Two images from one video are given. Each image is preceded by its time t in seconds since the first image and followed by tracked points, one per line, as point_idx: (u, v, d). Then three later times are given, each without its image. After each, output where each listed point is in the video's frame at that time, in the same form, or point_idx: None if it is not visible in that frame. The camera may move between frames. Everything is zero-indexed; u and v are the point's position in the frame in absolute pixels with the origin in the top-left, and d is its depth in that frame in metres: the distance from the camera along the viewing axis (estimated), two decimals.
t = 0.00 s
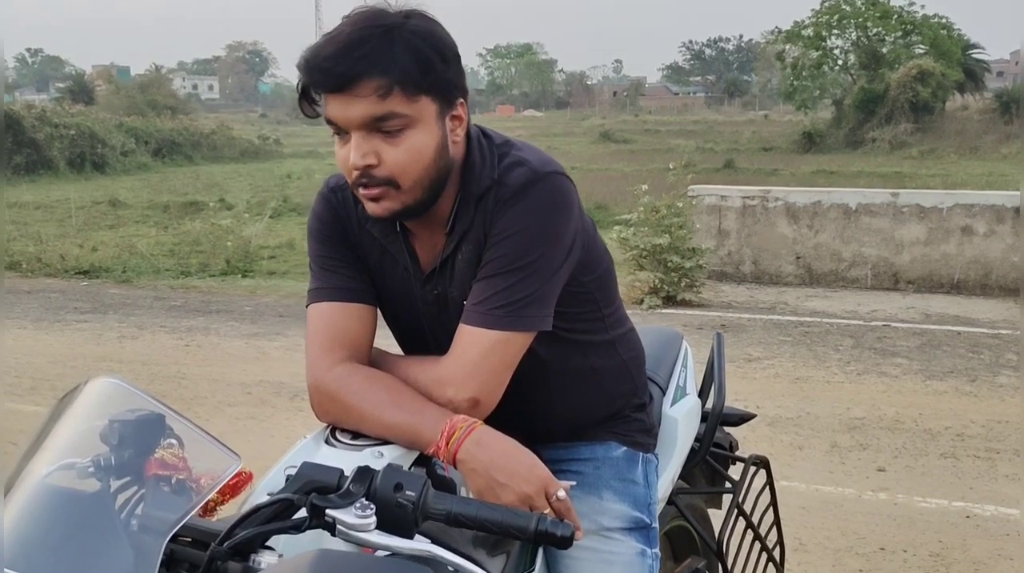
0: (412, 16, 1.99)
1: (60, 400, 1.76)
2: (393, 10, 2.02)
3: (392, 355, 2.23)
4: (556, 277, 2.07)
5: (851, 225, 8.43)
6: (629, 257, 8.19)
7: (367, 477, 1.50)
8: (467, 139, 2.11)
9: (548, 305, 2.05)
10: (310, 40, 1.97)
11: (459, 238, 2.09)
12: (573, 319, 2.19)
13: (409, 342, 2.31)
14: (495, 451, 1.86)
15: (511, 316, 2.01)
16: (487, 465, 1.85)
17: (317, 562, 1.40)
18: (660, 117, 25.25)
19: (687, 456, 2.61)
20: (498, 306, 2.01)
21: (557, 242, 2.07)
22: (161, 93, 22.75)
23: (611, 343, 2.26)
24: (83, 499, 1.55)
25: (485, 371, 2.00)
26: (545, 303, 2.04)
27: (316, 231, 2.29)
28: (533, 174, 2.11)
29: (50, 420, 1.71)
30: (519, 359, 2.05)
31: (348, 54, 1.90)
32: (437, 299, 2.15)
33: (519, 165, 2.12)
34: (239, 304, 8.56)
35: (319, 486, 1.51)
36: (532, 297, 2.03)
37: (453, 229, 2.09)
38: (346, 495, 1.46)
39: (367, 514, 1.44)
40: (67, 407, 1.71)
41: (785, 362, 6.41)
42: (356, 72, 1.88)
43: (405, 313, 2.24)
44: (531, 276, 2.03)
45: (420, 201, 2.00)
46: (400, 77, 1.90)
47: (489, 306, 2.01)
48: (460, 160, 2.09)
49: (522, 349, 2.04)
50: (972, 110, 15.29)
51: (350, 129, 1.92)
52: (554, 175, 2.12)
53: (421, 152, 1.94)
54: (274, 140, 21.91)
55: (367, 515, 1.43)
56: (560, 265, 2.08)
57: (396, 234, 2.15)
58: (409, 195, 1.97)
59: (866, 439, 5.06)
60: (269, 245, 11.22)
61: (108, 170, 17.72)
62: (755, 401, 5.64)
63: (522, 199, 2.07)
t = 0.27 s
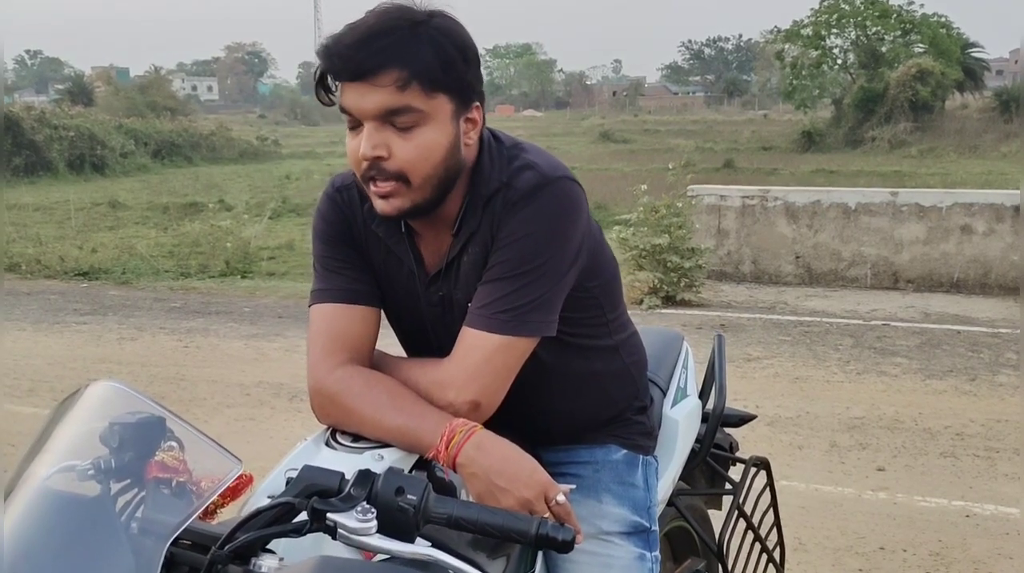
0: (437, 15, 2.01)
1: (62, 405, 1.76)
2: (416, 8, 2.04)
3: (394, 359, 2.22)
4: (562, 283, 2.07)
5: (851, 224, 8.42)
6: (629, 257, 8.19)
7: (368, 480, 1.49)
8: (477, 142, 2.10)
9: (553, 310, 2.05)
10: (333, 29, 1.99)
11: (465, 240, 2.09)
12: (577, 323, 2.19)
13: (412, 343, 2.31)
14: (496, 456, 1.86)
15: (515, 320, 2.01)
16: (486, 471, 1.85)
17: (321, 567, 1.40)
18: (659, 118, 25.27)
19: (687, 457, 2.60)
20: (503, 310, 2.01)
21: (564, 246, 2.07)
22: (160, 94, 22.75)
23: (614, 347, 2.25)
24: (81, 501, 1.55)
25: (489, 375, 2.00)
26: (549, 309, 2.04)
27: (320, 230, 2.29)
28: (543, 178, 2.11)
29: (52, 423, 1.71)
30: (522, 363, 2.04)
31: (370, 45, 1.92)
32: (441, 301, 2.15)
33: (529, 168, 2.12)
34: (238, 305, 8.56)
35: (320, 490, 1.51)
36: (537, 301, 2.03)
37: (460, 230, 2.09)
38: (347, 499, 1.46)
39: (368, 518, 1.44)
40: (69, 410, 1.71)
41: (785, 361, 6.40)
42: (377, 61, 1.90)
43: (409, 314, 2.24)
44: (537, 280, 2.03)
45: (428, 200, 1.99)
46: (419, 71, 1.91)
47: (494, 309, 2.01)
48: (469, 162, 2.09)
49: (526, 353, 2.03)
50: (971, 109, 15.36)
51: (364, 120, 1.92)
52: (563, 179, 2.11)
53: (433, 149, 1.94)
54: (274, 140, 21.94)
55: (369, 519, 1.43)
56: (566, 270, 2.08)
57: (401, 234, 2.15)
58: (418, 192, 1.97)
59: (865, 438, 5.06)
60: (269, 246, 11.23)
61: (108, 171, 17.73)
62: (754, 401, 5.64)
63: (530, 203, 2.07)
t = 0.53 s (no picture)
0: (459, 22, 2.01)
1: (61, 415, 1.77)
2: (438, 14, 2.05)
3: (396, 366, 2.22)
4: (567, 294, 2.08)
5: (849, 226, 8.42)
6: (628, 260, 8.20)
7: (369, 489, 1.50)
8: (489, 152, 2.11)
9: (558, 322, 2.06)
10: (356, 33, 2.00)
11: (473, 248, 2.09)
12: (581, 333, 2.20)
13: (415, 350, 2.31)
14: (497, 464, 1.86)
15: (520, 331, 2.01)
16: (487, 479, 1.86)
17: None
18: (658, 120, 25.36)
19: (687, 462, 2.61)
20: (508, 320, 2.01)
21: (572, 258, 2.08)
22: (160, 98, 22.77)
23: (617, 357, 2.26)
24: (82, 511, 1.55)
25: (492, 384, 2.00)
26: (553, 320, 2.05)
27: (326, 234, 2.29)
28: (553, 189, 2.11)
29: (53, 433, 1.72)
30: (525, 373, 2.05)
31: (393, 49, 1.93)
32: (446, 308, 2.15)
33: (539, 180, 2.13)
34: (238, 309, 8.56)
35: (321, 499, 1.51)
36: (542, 312, 2.04)
37: (467, 239, 2.09)
38: (348, 508, 1.46)
39: (369, 527, 1.44)
40: (68, 421, 1.72)
41: (784, 364, 6.40)
42: (399, 67, 1.91)
43: (413, 320, 2.24)
44: (543, 291, 2.04)
45: (440, 209, 1.99)
46: (441, 78, 1.92)
47: (499, 319, 2.01)
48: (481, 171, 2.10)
49: (529, 364, 2.04)
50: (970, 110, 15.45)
51: (381, 126, 1.93)
52: (573, 192, 2.12)
53: (448, 158, 1.94)
54: (273, 145, 21.98)
55: (369, 529, 1.43)
56: (572, 282, 2.09)
57: (408, 240, 2.15)
58: (432, 200, 1.97)
59: (865, 441, 5.06)
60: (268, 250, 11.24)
61: (107, 175, 17.75)
62: (753, 404, 5.64)
63: (540, 214, 2.08)
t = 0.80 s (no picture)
0: (460, 27, 2.01)
1: (58, 421, 1.76)
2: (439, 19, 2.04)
3: (394, 371, 2.22)
4: (566, 299, 2.07)
5: (849, 229, 8.41)
6: (627, 263, 8.20)
7: (366, 496, 1.49)
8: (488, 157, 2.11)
9: (556, 327, 2.05)
10: (357, 38, 1.99)
11: (472, 253, 2.09)
12: (579, 338, 2.19)
13: (413, 354, 2.30)
14: (495, 470, 1.85)
15: (519, 335, 2.00)
16: (484, 485, 1.85)
17: None
18: (657, 124, 25.41)
19: (686, 466, 2.60)
20: (506, 325, 2.00)
21: (571, 264, 2.07)
22: (159, 103, 22.79)
23: (616, 361, 2.25)
24: (77, 518, 1.54)
25: (491, 389, 2.00)
26: (552, 325, 2.04)
27: (325, 239, 2.28)
28: (552, 195, 2.11)
29: (51, 437, 1.72)
30: (524, 377, 2.04)
31: (396, 55, 1.92)
32: (445, 312, 2.15)
33: (538, 185, 2.12)
34: (237, 314, 8.56)
35: (317, 505, 1.51)
36: (541, 317, 2.03)
37: (466, 243, 2.08)
38: (345, 514, 1.46)
39: (366, 534, 1.43)
40: (66, 426, 1.72)
41: (784, 367, 6.39)
42: (402, 72, 1.90)
43: (411, 324, 2.24)
44: (542, 296, 2.03)
45: (440, 213, 1.98)
46: (444, 84, 1.91)
47: (498, 323, 2.01)
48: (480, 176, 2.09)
49: (527, 369, 2.03)
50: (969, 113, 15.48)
51: (383, 131, 1.92)
52: (573, 198, 2.12)
53: (450, 163, 1.94)
54: (272, 149, 22.00)
55: (366, 535, 1.43)
56: (571, 287, 2.08)
57: (406, 245, 2.15)
58: (431, 205, 1.96)
59: (865, 444, 5.06)
60: (268, 254, 11.24)
61: (107, 180, 17.75)
62: (753, 407, 5.63)
63: (539, 220, 2.07)
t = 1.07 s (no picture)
0: (447, 30, 2.01)
1: (55, 424, 1.75)
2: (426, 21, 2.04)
3: (391, 373, 2.21)
4: (560, 298, 2.06)
5: (849, 230, 8.41)
6: (627, 264, 8.19)
7: (364, 497, 1.49)
8: (479, 158, 2.10)
9: (551, 325, 2.05)
10: (346, 42, 1.99)
11: (465, 253, 2.08)
12: (574, 337, 2.18)
13: (410, 356, 2.30)
14: (493, 469, 1.85)
15: (514, 335, 2.00)
16: (482, 483, 1.84)
17: None
18: (657, 125, 25.43)
19: (686, 468, 2.59)
20: (500, 325, 2.00)
21: (564, 262, 2.07)
22: (159, 104, 22.79)
23: (613, 361, 2.25)
24: (76, 521, 1.54)
25: (487, 388, 1.99)
26: (546, 325, 2.04)
27: (320, 243, 2.28)
28: (545, 194, 2.10)
29: (49, 438, 1.71)
30: (519, 376, 2.03)
31: (384, 57, 1.92)
32: (440, 314, 2.14)
33: (531, 184, 2.12)
34: (237, 315, 8.56)
35: (316, 507, 1.51)
36: (536, 316, 2.02)
37: (459, 243, 2.08)
38: (343, 515, 1.45)
39: (364, 535, 1.42)
40: (64, 428, 1.70)
41: (784, 368, 6.39)
42: (392, 74, 1.90)
43: (407, 326, 2.23)
44: (536, 296, 2.03)
45: (432, 213, 1.98)
46: (432, 85, 1.91)
47: (491, 322, 2.00)
48: (473, 176, 2.09)
49: (523, 368, 2.03)
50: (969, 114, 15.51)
51: (373, 133, 1.92)
52: (565, 196, 2.11)
53: (441, 164, 1.94)
54: (272, 151, 22.02)
55: (364, 536, 1.42)
56: (565, 286, 2.08)
57: (400, 247, 2.14)
58: (423, 206, 1.96)
59: (865, 445, 5.05)
60: (268, 256, 11.23)
61: (106, 182, 17.77)
62: (753, 409, 5.62)
63: (531, 219, 2.07)
